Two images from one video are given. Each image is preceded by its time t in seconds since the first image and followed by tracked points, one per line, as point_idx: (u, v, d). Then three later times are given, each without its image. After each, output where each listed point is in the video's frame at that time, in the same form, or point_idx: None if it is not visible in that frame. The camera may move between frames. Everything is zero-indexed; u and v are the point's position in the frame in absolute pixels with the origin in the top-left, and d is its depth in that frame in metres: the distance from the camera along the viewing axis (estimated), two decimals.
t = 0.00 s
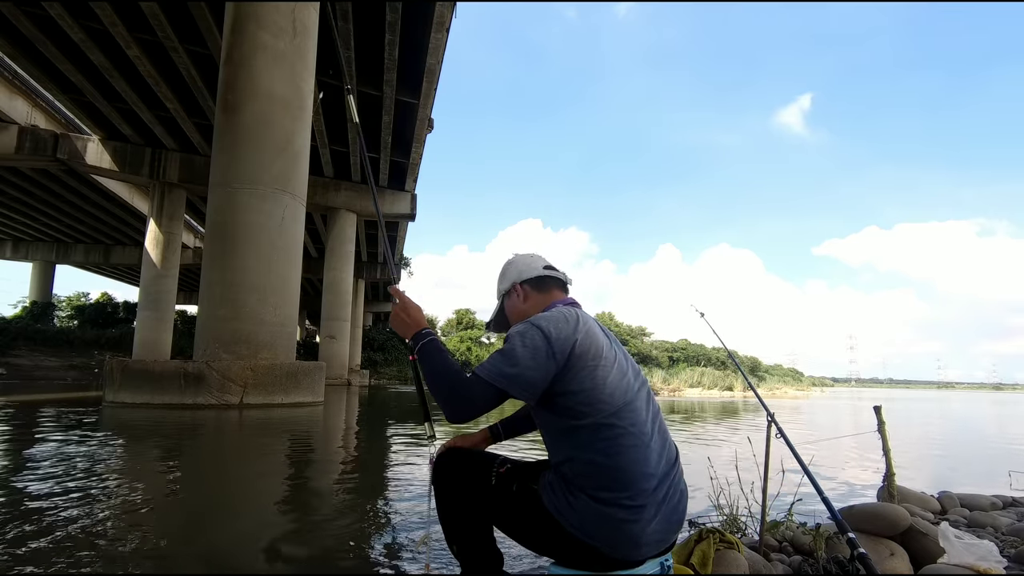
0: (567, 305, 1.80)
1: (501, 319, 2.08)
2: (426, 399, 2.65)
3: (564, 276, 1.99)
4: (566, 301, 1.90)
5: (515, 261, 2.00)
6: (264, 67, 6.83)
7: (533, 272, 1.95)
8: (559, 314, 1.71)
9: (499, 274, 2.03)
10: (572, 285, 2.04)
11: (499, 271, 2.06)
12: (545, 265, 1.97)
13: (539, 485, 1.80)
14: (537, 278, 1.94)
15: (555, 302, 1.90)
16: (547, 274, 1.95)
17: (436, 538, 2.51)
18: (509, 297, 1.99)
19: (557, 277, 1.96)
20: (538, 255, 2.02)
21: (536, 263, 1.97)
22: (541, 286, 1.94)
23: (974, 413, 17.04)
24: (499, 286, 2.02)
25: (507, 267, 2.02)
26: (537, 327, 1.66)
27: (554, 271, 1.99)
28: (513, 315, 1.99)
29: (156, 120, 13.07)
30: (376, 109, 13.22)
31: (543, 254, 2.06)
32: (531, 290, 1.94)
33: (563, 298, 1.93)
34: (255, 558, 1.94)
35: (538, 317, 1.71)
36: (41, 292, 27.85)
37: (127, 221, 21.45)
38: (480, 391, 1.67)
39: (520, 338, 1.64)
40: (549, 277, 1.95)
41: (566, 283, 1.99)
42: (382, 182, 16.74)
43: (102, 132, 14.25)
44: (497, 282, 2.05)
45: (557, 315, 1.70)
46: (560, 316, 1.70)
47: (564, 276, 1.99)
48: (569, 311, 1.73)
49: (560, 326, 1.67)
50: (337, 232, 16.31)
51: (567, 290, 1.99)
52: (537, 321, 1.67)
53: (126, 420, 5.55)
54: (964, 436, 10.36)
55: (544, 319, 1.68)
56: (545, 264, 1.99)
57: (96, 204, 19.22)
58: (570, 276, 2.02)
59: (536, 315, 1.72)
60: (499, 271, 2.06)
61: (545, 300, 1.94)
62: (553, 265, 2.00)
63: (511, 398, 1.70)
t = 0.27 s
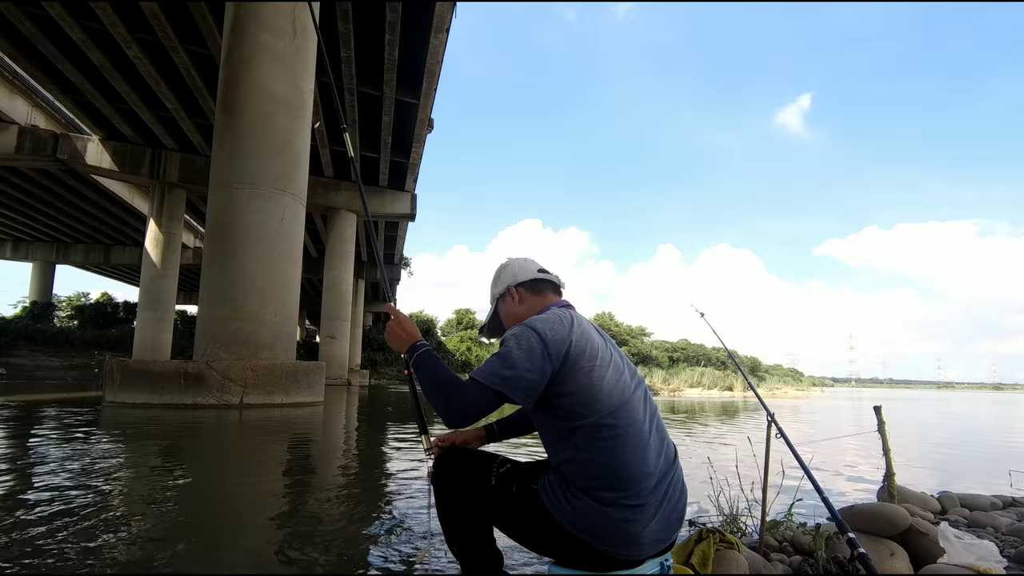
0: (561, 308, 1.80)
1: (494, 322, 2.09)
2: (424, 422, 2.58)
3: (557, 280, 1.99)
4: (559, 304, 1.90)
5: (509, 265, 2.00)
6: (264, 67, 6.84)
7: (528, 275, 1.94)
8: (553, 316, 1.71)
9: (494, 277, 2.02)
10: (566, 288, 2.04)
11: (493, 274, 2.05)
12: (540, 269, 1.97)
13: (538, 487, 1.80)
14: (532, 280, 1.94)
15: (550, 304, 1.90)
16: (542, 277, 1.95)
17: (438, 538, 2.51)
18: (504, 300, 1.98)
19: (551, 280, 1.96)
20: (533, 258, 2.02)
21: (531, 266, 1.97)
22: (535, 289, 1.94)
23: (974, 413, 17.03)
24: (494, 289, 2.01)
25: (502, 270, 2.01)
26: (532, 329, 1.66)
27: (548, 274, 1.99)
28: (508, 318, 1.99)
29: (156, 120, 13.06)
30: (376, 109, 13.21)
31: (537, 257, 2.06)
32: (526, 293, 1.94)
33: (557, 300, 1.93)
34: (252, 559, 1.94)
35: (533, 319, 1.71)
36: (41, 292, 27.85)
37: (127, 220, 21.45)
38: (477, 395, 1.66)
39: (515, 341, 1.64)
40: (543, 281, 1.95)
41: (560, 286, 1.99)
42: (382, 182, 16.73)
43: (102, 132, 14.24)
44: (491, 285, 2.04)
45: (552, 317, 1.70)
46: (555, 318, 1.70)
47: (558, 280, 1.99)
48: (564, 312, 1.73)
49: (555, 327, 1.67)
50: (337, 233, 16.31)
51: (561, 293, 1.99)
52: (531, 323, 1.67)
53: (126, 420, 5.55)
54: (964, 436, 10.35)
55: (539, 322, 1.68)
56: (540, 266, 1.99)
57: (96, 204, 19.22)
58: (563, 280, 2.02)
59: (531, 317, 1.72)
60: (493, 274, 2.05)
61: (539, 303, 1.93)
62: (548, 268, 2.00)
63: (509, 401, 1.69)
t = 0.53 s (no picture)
0: (563, 308, 1.79)
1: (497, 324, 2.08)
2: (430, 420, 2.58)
3: (560, 279, 2.00)
4: (560, 302, 1.90)
5: (512, 264, 2.01)
6: (264, 67, 6.84)
7: (530, 273, 1.96)
8: (553, 316, 1.71)
9: (496, 277, 2.03)
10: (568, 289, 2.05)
11: (496, 275, 2.06)
12: (542, 268, 1.98)
13: (538, 487, 1.80)
14: (534, 280, 1.95)
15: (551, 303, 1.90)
16: (543, 275, 1.96)
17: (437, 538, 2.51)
18: (507, 300, 1.99)
19: (553, 279, 1.97)
20: (535, 259, 2.03)
21: (534, 265, 1.98)
22: (537, 286, 1.95)
23: (974, 413, 17.04)
24: (496, 289, 2.02)
25: (504, 271, 2.02)
26: (532, 329, 1.66)
27: (550, 274, 2.00)
28: (511, 318, 1.99)
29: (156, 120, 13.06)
30: (376, 109, 13.21)
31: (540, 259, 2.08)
32: (528, 291, 1.95)
33: (558, 300, 1.93)
34: (251, 559, 1.94)
35: (533, 319, 1.71)
36: (40, 292, 27.84)
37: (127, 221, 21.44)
38: (478, 396, 1.66)
39: (515, 341, 1.64)
40: (545, 279, 1.96)
41: (562, 286, 1.99)
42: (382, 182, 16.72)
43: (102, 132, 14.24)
44: (494, 286, 2.05)
45: (552, 317, 1.70)
46: (555, 318, 1.70)
47: (560, 280, 2.00)
48: (564, 313, 1.73)
49: (555, 328, 1.67)
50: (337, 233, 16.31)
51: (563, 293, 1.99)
52: (531, 323, 1.67)
53: (126, 420, 5.55)
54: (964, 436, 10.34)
55: (539, 321, 1.68)
56: (542, 266, 2.00)
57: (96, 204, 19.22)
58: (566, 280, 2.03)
59: (531, 318, 1.72)
60: (496, 275, 2.06)
61: (541, 302, 1.94)
62: (550, 268, 2.01)
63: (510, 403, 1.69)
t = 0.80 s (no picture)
0: (575, 305, 1.79)
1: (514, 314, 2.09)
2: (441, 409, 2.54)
3: (579, 273, 1.99)
4: (576, 298, 1.89)
5: (531, 256, 2.01)
6: (264, 67, 6.83)
7: (549, 265, 1.95)
8: (564, 313, 1.71)
9: (515, 268, 2.03)
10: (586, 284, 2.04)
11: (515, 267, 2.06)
12: (561, 260, 1.98)
13: (540, 488, 1.80)
14: (552, 271, 1.95)
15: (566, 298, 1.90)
16: (562, 268, 1.95)
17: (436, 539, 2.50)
18: (524, 291, 1.99)
19: (571, 272, 1.96)
20: (554, 251, 2.03)
21: (553, 257, 1.98)
22: (554, 278, 1.95)
23: (974, 413, 17.04)
24: (515, 280, 2.02)
25: (524, 262, 2.02)
26: (543, 326, 1.65)
27: (570, 267, 1.99)
28: (528, 310, 1.99)
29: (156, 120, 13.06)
30: (376, 109, 13.21)
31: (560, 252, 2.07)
32: (545, 283, 1.94)
33: (576, 295, 1.93)
34: (252, 559, 1.94)
35: (544, 316, 1.71)
36: (41, 292, 27.85)
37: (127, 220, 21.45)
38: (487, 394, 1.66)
39: (525, 338, 1.64)
40: (563, 272, 1.95)
41: (580, 279, 1.98)
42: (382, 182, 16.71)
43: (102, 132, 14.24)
44: (513, 277, 2.05)
45: (563, 315, 1.69)
46: (566, 316, 1.69)
47: (579, 273, 1.99)
48: (576, 311, 1.72)
49: (566, 325, 1.67)
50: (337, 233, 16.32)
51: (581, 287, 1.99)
52: (542, 321, 1.67)
53: (126, 420, 5.55)
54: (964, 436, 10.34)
55: (550, 319, 1.68)
56: (561, 259, 2.00)
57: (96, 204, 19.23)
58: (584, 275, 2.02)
59: (542, 314, 1.72)
60: (515, 266, 2.06)
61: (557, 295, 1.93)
62: (569, 262, 2.01)
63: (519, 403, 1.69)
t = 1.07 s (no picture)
0: (585, 302, 1.78)
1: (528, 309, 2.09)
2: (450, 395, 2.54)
3: (594, 269, 1.99)
4: (588, 294, 1.89)
5: (546, 251, 2.02)
6: (264, 67, 6.83)
7: (563, 260, 1.96)
8: (572, 310, 1.70)
9: (531, 263, 2.05)
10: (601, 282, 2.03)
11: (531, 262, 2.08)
12: (576, 256, 1.99)
13: (540, 490, 1.80)
14: (566, 266, 1.95)
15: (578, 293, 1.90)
16: (576, 263, 1.95)
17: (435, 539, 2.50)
18: (539, 285, 2.00)
19: (585, 267, 1.96)
20: (570, 248, 2.04)
21: (568, 252, 1.98)
22: (568, 272, 1.95)
23: (974, 413, 17.03)
24: (530, 274, 2.04)
25: (539, 257, 2.03)
26: (550, 323, 1.66)
27: (585, 263, 1.99)
28: (541, 304, 2.00)
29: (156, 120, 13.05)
30: (376, 109, 13.21)
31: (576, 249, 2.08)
32: (559, 277, 1.95)
33: (589, 290, 1.92)
34: (252, 559, 1.94)
35: (551, 313, 1.71)
36: (40, 292, 27.84)
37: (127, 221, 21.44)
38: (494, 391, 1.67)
39: (532, 335, 1.64)
40: (577, 267, 1.95)
41: (595, 276, 1.98)
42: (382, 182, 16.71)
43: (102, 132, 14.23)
44: (528, 271, 2.07)
45: (571, 312, 1.69)
46: (574, 313, 1.69)
47: (594, 269, 1.98)
48: (584, 308, 1.72)
49: (573, 323, 1.66)
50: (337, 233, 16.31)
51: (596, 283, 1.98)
52: (550, 317, 1.67)
53: (127, 420, 5.56)
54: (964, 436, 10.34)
55: (557, 315, 1.68)
56: (576, 255, 2.00)
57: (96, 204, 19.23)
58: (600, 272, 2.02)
59: (550, 311, 1.72)
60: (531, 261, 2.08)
61: (570, 289, 1.94)
62: (584, 257, 2.01)
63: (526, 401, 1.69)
